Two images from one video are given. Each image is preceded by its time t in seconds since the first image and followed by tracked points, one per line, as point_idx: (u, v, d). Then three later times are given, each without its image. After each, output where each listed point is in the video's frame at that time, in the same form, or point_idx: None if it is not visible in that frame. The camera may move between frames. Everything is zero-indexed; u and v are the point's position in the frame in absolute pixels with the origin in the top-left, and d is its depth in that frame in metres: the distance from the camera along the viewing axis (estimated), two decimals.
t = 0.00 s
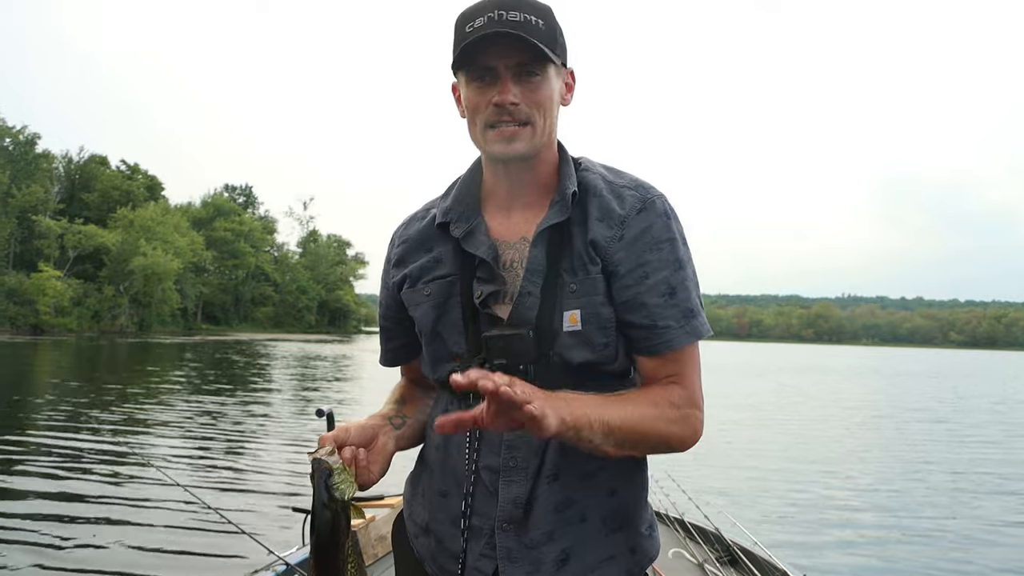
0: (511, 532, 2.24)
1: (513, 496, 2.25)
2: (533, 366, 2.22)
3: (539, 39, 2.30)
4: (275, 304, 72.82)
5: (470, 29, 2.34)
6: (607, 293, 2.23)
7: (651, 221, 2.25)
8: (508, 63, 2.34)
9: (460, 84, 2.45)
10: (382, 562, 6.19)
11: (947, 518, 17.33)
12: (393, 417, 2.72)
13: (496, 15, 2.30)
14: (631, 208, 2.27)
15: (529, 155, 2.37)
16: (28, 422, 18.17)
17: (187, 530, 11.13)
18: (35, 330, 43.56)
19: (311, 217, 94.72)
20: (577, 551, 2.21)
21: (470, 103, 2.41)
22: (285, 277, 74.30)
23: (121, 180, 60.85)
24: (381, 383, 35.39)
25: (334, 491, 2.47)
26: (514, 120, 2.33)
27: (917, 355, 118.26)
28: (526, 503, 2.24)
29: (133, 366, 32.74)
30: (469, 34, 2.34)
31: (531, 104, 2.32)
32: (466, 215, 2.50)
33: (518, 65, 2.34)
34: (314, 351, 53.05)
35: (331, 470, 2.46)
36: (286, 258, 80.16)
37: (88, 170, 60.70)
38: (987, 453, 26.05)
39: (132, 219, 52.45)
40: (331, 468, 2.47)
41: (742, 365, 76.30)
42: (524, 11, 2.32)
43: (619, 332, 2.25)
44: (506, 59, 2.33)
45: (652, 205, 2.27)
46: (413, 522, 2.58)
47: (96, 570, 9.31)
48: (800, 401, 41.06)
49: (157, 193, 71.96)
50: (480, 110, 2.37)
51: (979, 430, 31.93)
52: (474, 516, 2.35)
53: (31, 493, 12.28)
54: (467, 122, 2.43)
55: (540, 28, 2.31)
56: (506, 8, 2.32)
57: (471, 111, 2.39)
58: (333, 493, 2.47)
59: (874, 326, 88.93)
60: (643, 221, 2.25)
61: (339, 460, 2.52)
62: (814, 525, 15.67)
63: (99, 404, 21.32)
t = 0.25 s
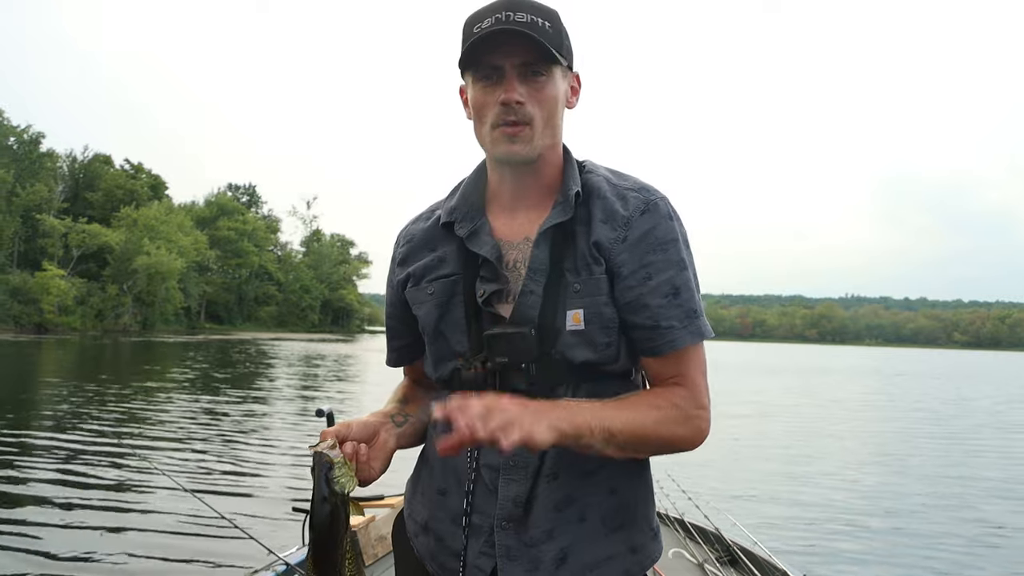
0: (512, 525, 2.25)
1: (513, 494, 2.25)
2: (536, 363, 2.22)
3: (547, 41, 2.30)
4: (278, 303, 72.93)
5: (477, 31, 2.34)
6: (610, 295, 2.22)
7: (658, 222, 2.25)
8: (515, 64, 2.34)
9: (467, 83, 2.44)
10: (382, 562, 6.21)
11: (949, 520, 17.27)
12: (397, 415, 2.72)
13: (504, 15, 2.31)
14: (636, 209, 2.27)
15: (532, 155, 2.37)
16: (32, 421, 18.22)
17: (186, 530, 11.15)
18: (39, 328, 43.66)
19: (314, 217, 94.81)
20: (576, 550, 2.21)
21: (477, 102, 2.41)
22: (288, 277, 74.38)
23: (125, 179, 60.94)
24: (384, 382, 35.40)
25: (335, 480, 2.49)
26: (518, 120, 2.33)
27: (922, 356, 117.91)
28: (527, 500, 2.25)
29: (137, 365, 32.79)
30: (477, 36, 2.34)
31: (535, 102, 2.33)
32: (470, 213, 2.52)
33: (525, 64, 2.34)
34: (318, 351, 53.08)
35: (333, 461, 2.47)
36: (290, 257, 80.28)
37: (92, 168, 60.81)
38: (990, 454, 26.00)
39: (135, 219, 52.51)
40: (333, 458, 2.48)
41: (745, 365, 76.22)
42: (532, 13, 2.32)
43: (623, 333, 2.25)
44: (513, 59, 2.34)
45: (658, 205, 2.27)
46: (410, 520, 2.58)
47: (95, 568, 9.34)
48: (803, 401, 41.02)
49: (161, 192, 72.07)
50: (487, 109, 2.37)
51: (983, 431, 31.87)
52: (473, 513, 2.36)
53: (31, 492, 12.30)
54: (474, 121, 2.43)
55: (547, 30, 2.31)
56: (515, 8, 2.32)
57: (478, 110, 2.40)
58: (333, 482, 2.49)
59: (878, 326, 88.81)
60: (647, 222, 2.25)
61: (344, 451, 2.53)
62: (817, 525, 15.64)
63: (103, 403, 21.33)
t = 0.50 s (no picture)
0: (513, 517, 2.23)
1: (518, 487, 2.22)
2: (546, 359, 2.22)
3: (561, 43, 2.31)
4: (282, 302, 73.06)
5: (492, 32, 2.35)
6: (621, 290, 2.23)
7: (670, 220, 2.28)
8: (529, 65, 2.34)
9: (481, 85, 2.45)
10: (382, 563, 6.21)
11: (952, 522, 17.23)
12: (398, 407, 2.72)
13: (520, 18, 2.31)
14: (650, 208, 2.28)
15: (542, 156, 2.38)
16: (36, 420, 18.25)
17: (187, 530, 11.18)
18: (43, 327, 43.78)
19: (317, 216, 94.96)
20: (581, 544, 2.20)
21: (489, 104, 2.41)
22: (292, 276, 74.47)
23: (129, 179, 61.03)
24: (387, 382, 35.44)
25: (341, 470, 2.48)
26: (532, 121, 2.34)
27: (925, 356, 117.72)
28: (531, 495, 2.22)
29: (141, 364, 32.87)
30: (493, 37, 2.34)
31: (548, 104, 2.33)
32: (480, 210, 2.51)
33: (537, 67, 2.34)
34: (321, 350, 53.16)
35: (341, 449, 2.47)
36: (293, 257, 80.40)
37: (96, 168, 60.93)
38: (993, 454, 25.97)
39: (139, 218, 52.58)
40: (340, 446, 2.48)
41: (748, 365, 76.18)
42: (546, 17, 2.32)
43: (630, 329, 2.25)
44: (527, 61, 2.33)
45: (669, 206, 2.30)
46: (410, 517, 2.56)
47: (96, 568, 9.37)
48: (806, 401, 41.00)
49: (165, 191, 72.21)
50: (498, 110, 2.37)
51: (986, 432, 31.84)
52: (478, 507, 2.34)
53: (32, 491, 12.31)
54: (486, 123, 2.44)
55: (560, 34, 2.31)
56: (530, 11, 2.33)
57: (490, 111, 2.40)
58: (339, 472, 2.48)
59: (881, 326, 88.69)
60: (661, 221, 2.27)
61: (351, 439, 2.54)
62: (819, 526, 15.63)
63: (106, 403, 21.35)
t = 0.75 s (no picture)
0: (517, 516, 2.22)
1: (517, 484, 2.21)
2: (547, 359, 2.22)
3: (532, 60, 2.27)
4: (286, 303, 73.19)
5: (468, 55, 2.38)
6: (623, 293, 2.22)
7: (670, 226, 2.26)
8: (496, 85, 2.30)
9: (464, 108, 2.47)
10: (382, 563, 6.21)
11: (956, 521, 17.14)
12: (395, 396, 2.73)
13: (486, 40, 2.33)
14: (649, 214, 2.27)
15: (528, 169, 2.37)
16: (41, 421, 18.30)
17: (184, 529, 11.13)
18: (48, 328, 43.89)
19: (321, 217, 95.08)
20: (582, 543, 2.18)
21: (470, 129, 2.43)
22: (295, 277, 74.54)
23: (133, 179, 61.13)
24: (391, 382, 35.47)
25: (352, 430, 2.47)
26: (508, 144, 2.34)
27: (930, 355, 117.41)
28: (530, 492, 2.21)
29: (146, 365, 32.96)
30: (467, 62, 2.36)
31: (521, 123, 2.31)
32: (481, 212, 2.51)
33: (504, 91, 2.30)
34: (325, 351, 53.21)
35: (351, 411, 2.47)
36: (297, 257, 80.51)
37: (100, 169, 61.03)
38: (997, 454, 25.93)
39: (143, 219, 52.65)
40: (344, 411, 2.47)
41: (752, 364, 76.11)
42: (513, 34, 2.30)
43: (630, 333, 2.26)
44: (494, 84, 2.31)
45: (669, 212, 2.29)
46: (409, 515, 2.55)
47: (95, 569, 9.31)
48: (810, 401, 40.99)
49: (169, 192, 72.34)
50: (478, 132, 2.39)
51: (991, 431, 31.78)
52: (477, 504, 2.33)
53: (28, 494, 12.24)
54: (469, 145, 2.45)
55: (529, 49, 2.28)
56: (496, 30, 2.33)
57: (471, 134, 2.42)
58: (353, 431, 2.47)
59: (886, 324, 88.56)
60: (659, 227, 2.26)
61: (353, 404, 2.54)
62: (822, 526, 15.61)
63: (108, 404, 21.31)
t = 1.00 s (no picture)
0: (518, 515, 2.21)
1: (522, 486, 2.19)
2: (555, 361, 2.21)
3: (544, 57, 2.24)
4: (290, 304, 73.31)
5: (478, 47, 2.31)
6: (641, 299, 2.25)
7: (685, 231, 2.31)
8: (507, 80, 2.27)
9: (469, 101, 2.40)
10: (380, 563, 6.19)
11: (961, 521, 17.04)
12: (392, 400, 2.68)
13: (496, 34, 2.29)
14: (663, 221, 2.30)
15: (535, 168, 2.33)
16: (45, 422, 18.27)
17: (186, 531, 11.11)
18: (52, 330, 43.97)
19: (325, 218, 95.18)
20: (586, 543, 2.19)
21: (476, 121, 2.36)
22: (300, 278, 74.61)
23: (137, 181, 61.18)
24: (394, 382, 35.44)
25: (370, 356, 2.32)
26: (516, 137, 2.28)
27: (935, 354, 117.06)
28: (535, 493, 2.20)
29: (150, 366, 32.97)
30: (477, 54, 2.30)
31: (529, 119, 2.27)
32: (484, 209, 2.46)
33: (517, 82, 2.25)
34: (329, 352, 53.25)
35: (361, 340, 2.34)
36: (301, 258, 80.63)
37: (104, 171, 61.08)
38: (1002, 452, 25.88)
39: (148, 221, 52.67)
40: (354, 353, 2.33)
41: (756, 364, 76.04)
42: (527, 29, 2.27)
43: (647, 338, 2.31)
44: (505, 79, 2.26)
45: (683, 217, 2.33)
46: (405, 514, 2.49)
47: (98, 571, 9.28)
48: (814, 400, 40.96)
49: (172, 194, 72.45)
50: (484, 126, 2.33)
51: (996, 430, 31.72)
52: (480, 505, 2.30)
53: (28, 498, 12.15)
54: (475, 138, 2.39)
55: (542, 46, 2.25)
56: (508, 24, 2.29)
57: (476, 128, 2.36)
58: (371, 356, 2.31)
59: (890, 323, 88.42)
60: (675, 233, 2.30)
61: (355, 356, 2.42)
62: (826, 525, 15.57)
63: (112, 405, 21.31)
